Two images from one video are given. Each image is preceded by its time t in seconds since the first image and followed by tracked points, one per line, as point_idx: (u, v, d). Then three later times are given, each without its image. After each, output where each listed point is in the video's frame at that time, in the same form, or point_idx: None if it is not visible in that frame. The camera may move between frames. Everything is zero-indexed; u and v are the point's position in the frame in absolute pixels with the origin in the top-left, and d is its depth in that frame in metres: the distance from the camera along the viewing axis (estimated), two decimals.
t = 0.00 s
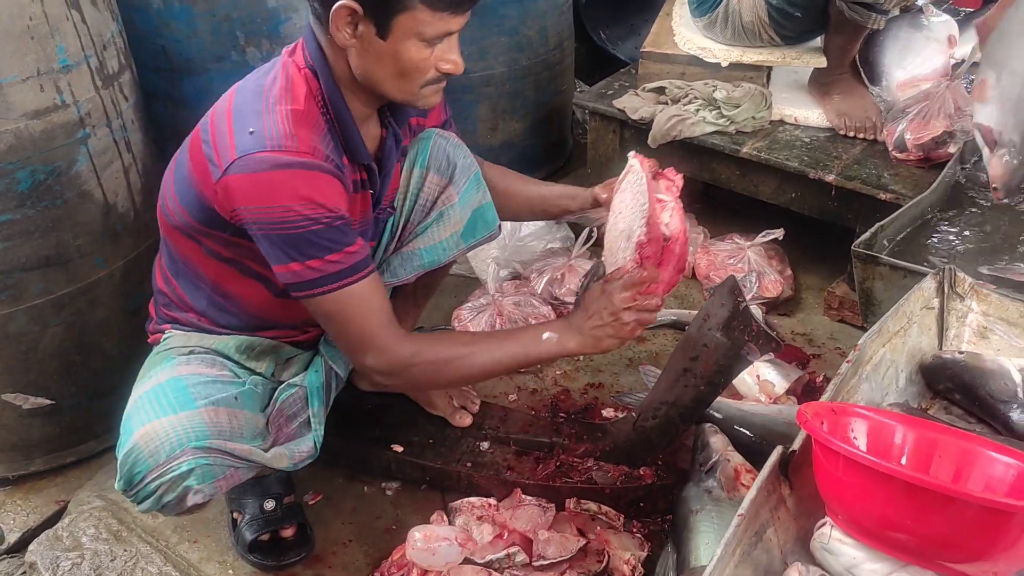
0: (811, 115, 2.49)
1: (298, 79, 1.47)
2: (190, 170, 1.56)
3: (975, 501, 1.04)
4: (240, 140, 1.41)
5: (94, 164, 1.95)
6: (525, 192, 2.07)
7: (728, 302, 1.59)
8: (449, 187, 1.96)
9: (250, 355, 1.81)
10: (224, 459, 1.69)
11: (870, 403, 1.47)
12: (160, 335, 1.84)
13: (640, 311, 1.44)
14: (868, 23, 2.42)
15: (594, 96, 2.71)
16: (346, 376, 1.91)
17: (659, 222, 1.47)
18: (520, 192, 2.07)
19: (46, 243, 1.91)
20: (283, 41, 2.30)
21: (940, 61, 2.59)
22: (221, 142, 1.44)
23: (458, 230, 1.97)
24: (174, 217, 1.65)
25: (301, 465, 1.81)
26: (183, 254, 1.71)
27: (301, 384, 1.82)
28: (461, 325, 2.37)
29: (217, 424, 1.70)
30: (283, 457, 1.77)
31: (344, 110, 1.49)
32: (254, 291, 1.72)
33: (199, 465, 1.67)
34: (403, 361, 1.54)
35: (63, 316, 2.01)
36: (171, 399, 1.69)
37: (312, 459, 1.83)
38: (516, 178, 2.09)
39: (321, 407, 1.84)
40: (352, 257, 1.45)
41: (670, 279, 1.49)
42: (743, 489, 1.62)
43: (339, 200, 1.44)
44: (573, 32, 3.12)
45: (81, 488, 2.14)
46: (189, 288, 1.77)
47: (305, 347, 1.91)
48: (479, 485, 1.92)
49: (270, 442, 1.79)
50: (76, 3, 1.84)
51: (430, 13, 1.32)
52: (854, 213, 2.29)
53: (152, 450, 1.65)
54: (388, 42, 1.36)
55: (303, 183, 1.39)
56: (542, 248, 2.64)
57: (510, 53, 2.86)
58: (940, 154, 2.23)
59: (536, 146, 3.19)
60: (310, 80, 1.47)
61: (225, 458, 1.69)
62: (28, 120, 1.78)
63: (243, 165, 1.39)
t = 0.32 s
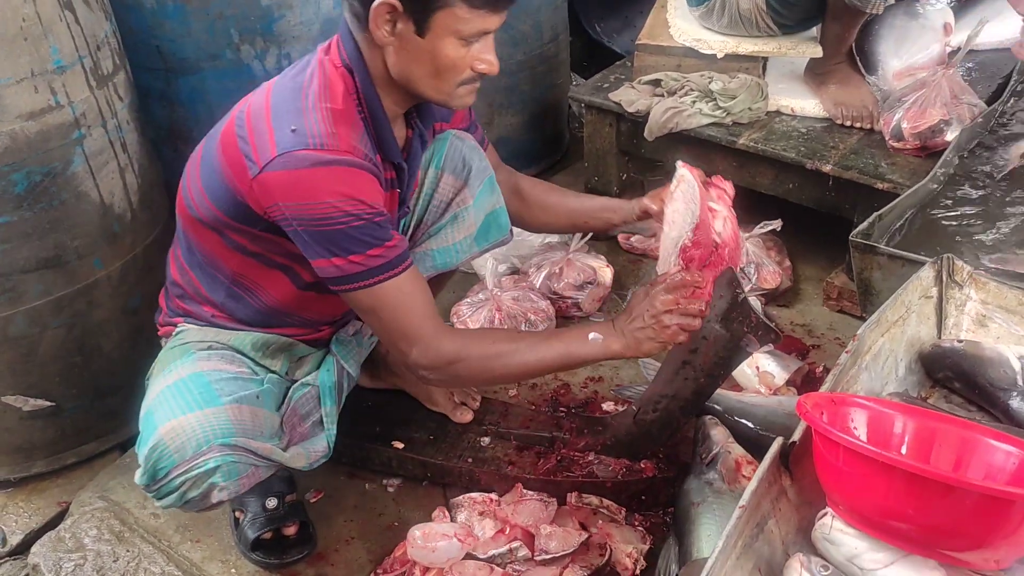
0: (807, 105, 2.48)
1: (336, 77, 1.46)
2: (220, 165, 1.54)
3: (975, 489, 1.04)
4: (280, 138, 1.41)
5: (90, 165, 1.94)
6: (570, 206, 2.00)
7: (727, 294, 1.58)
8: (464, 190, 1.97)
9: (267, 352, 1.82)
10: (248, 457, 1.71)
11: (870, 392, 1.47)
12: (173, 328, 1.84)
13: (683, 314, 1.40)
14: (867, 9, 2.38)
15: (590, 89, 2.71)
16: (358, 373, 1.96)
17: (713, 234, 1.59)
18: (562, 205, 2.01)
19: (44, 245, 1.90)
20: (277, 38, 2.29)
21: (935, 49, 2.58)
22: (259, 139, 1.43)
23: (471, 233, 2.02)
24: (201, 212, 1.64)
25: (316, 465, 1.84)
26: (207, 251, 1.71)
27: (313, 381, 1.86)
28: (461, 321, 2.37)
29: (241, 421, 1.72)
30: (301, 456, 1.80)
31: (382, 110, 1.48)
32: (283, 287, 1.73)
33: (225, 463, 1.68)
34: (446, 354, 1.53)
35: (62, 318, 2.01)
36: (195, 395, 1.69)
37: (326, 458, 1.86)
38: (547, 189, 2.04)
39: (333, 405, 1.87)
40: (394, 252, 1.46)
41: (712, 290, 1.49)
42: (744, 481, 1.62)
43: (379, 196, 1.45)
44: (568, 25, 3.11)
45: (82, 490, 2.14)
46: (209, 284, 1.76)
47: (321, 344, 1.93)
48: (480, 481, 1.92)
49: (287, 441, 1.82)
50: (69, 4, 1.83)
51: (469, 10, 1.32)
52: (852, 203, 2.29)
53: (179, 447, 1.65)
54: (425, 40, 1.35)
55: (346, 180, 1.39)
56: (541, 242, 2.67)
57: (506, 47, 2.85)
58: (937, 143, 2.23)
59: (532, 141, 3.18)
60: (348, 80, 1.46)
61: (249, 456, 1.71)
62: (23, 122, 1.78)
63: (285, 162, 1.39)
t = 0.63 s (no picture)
0: (802, 103, 2.48)
1: (334, 81, 1.46)
2: (220, 171, 1.54)
3: (974, 489, 1.04)
4: (273, 142, 1.40)
5: (84, 175, 1.93)
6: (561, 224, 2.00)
7: (723, 296, 1.57)
8: (473, 197, 1.98)
9: (279, 360, 1.82)
10: (272, 466, 1.70)
11: (869, 391, 1.47)
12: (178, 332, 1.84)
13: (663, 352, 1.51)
14: (861, 6, 2.38)
15: (584, 91, 2.70)
16: (367, 384, 1.94)
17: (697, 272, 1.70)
18: (553, 221, 2.01)
19: (40, 256, 1.90)
20: (270, 44, 2.29)
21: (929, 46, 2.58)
22: (254, 142, 1.43)
23: (479, 240, 2.01)
24: (202, 217, 1.64)
25: (332, 475, 1.83)
26: (208, 256, 1.71)
27: (325, 393, 1.83)
28: (458, 325, 2.36)
29: (266, 430, 1.70)
30: (320, 466, 1.80)
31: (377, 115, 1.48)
32: (281, 292, 1.73)
33: (251, 471, 1.67)
34: (429, 362, 1.54)
35: (60, 329, 2.01)
36: (221, 401, 1.68)
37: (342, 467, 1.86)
38: (540, 202, 2.04)
39: (346, 414, 1.86)
40: (378, 259, 1.45)
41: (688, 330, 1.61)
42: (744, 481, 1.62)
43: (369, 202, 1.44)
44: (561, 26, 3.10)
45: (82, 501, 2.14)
46: (211, 289, 1.76)
47: (326, 350, 1.92)
48: (479, 486, 1.92)
49: (305, 452, 1.81)
50: (61, 14, 1.83)
51: (475, 21, 1.32)
52: (848, 202, 2.29)
53: (205, 453, 1.64)
54: (428, 48, 1.35)
55: (335, 185, 1.38)
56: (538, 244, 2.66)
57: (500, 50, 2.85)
58: (932, 139, 2.22)
59: (527, 143, 3.18)
60: (346, 84, 1.46)
61: (272, 465, 1.70)
62: (17, 133, 1.77)
63: (277, 166, 1.38)
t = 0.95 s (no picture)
0: (762, 120, 2.50)
1: (276, 99, 1.43)
2: (163, 195, 1.51)
3: (937, 516, 1.03)
4: (216, 163, 1.37)
5: (34, 203, 1.88)
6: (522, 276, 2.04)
7: (687, 317, 1.59)
8: (425, 215, 1.96)
9: (230, 390, 1.77)
10: (221, 497, 1.65)
11: (832, 412, 1.46)
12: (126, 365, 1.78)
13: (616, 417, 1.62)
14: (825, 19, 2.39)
15: (546, 109, 2.70)
16: (326, 412, 1.90)
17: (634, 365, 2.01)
18: (515, 272, 2.04)
19: None
20: (226, 66, 2.26)
21: (886, 63, 2.61)
22: (196, 165, 1.40)
23: (434, 259, 1.96)
24: (146, 243, 1.59)
25: (290, 504, 1.78)
26: (154, 282, 1.66)
27: (281, 421, 1.79)
28: (422, 347, 2.33)
29: (214, 460, 1.65)
30: (274, 495, 1.75)
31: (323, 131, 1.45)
32: (232, 316, 1.68)
33: (199, 502, 1.62)
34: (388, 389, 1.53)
35: (9, 360, 1.94)
36: (165, 432, 1.64)
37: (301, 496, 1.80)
38: (497, 247, 2.05)
39: (303, 444, 1.80)
40: (331, 277, 1.43)
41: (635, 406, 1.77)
42: (711, 502, 1.59)
43: (319, 220, 1.41)
44: (524, 44, 3.11)
45: (35, 537, 2.07)
46: (159, 316, 1.72)
47: (282, 374, 1.88)
48: (445, 513, 1.91)
49: (258, 480, 1.76)
50: (8, 39, 1.78)
51: (417, 37, 1.31)
52: (809, 218, 2.31)
53: (149, 486, 1.59)
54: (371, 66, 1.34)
55: (283, 204, 1.35)
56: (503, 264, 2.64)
57: (460, 69, 2.84)
58: (890, 155, 2.24)
59: (491, 160, 3.17)
60: (288, 100, 1.43)
61: (221, 496, 1.65)
62: None
63: (221, 188, 1.35)
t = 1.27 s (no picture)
0: (757, 104, 2.47)
1: (260, 98, 1.40)
2: (146, 196, 1.47)
3: (943, 504, 1.01)
4: (201, 164, 1.34)
5: (18, 203, 1.84)
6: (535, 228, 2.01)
7: (684, 305, 1.59)
8: (410, 205, 1.93)
9: (218, 382, 1.75)
10: (206, 484, 1.61)
11: (833, 398, 1.44)
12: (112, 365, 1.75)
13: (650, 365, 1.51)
14: None
15: (538, 97, 2.67)
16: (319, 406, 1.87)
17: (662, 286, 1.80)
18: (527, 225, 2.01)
19: None
20: (211, 59, 2.23)
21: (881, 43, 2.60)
22: (180, 166, 1.36)
23: (422, 249, 1.96)
24: (130, 245, 1.56)
25: (278, 498, 1.75)
26: (141, 284, 1.63)
27: (272, 416, 1.77)
28: (418, 340, 2.30)
29: (199, 447, 1.63)
30: (261, 487, 1.71)
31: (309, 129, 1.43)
32: (221, 316, 1.66)
33: (182, 488, 1.58)
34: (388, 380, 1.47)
35: None
36: (149, 420, 1.61)
37: (290, 490, 1.78)
38: (504, 202, 2.02)
39: (295, 438, 1.78)
40: (325, 275, 1.39)
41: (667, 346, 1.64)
42: (712, 491, 1.57)
43: (309, 219, 1.39)
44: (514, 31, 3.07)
45: (30, 541, 2.05)
46: (146, 318, 1.69)
47: (273, 370, 1.86)
48: (444, 507, 1.88)
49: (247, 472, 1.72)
50: None
51: (403, 34, 1.28)
52: (807, 201, 2.28)
53: (132, 472, 1.56)
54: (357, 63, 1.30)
55: (271, 205, 1.32)
56: (497, 254, 2.61)
57: (450, 57, 2.80)
58: (886, 136, 2.23)
59: (484, 149, 3.13)
60: (273, 99, 1.40)
61: (206, 483, 1.61)
62: None
63: (207, 190, 1.32)
